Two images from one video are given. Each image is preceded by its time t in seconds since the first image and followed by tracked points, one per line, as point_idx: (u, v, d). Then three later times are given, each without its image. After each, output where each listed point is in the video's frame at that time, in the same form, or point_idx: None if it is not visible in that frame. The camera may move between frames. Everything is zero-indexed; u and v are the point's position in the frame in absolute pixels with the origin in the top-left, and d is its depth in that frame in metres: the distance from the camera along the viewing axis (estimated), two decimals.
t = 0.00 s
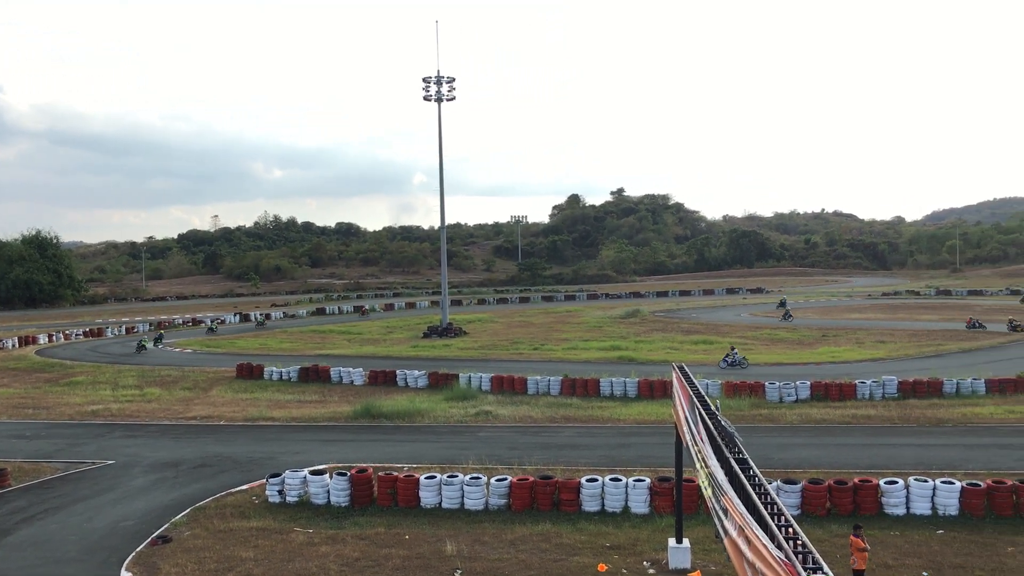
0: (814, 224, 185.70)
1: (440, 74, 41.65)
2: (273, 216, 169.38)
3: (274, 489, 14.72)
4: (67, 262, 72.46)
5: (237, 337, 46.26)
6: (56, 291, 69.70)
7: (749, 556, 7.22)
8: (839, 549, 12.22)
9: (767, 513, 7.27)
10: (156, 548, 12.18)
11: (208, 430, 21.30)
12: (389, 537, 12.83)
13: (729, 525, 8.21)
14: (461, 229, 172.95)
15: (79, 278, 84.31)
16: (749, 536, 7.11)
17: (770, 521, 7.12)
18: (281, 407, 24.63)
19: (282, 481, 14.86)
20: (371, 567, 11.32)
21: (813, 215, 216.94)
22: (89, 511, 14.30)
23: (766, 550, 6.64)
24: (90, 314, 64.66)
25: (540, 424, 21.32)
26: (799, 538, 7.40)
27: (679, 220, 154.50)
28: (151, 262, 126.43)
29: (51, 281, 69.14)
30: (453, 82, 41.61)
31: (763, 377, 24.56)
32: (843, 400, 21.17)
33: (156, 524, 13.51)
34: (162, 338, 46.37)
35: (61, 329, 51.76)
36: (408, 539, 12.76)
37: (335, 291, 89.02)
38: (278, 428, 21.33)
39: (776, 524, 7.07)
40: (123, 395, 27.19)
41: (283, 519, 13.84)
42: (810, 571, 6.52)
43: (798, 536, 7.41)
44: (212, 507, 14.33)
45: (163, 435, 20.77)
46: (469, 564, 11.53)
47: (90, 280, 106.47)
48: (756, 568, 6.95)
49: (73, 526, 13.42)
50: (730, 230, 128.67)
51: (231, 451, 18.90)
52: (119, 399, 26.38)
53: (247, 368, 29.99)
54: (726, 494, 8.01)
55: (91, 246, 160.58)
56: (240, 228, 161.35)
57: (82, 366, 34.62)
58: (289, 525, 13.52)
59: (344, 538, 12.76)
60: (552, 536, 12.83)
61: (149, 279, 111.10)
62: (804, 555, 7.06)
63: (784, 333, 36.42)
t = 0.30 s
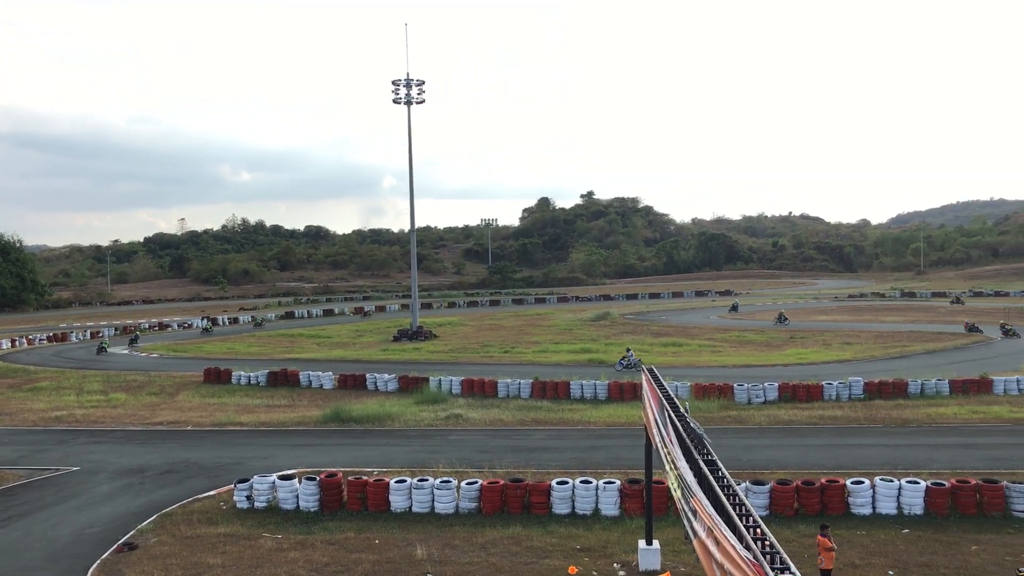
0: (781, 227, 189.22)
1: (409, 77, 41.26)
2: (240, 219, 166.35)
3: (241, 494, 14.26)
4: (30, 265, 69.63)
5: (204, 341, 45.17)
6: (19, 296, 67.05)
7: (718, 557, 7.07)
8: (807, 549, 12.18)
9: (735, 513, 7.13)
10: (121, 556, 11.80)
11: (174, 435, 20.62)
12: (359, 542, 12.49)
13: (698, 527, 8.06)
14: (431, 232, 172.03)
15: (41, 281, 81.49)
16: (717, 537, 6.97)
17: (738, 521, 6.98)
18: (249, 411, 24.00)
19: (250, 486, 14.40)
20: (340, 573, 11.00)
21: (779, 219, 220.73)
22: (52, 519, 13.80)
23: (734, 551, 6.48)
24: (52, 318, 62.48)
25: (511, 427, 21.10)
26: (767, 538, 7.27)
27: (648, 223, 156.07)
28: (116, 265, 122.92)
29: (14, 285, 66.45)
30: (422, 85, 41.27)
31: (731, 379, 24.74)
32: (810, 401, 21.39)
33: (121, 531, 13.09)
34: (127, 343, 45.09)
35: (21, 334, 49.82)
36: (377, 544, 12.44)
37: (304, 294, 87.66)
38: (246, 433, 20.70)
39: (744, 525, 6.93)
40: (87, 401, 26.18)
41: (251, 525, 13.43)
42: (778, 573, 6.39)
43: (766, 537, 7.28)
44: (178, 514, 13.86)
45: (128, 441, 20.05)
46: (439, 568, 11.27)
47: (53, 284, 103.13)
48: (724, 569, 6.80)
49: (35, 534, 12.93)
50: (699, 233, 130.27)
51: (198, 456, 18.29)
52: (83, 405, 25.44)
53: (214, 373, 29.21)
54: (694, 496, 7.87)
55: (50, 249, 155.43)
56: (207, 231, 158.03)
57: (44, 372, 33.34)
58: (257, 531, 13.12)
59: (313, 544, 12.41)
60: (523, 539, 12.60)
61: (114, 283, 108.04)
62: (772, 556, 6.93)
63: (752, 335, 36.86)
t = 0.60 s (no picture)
0: (752, 228, 191.98)
1: (380, 77, 40.80)
2: (210, 220, 163.29)
3: (212, 498, 13.92)
4: None
5: (173, 344, 44.10)
6: None
7: (690, 557, 6.95)
8: (777, 548, 12.17)
9: (706, 512, 7.04)
10: (88, 563, 11.56)
11: (142, 439, 20.03)
12: (330, 546, 12.21)
13: (669, 527, 7.93)
14: (404, 233, 170.86)
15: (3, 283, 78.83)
16: (688, 536, 6.85)
17: (709, 520, 6.88)
18: (219, 414, 23.42)
19: (220, 490, 14.08)
20: None
21: (750, 220, 223.68)
22: (17, 525, 13.47)
23: (705, 551, 6.37)
24: (16, 321, 60.46)
25: (484, 428, 20.88)
26: (737, 537, 7.18)
27: (620, 224, 157.17)
28: (82, 267, 119.55)
29: None
30: (394, 86, 40.84)
31: (702, 379, 24.88)
32: (780, 401, 21.58)
33: (89, 536, 12.83)
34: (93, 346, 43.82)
35: None
36: (349, 547, 12.16)
37: (276, 296, 86.29)
38: (216, 436, 20.17)
39: (714, 524, 6.83)
40: (53, 404, 25.34)
41: (221, 530, 13.09)
42: (748, 572, 6.30)
43: (737, 537, 7.18)
44: (147, 519, 13.52)
45: (95, 445, 19.43)
46: (411, 572, 11.04)
47: (15, 286, 99.96)
48: (695, 569, 6.68)
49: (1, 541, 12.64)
50: (670, 235, 131.53)
51: (167, 459, 17.80)
52: (49, 408, 24.62)
53: (183, 376, 28.49)
54: (665, 496, 7.76)
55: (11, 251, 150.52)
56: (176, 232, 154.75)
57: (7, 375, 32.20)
58: (227, 535, 12.80)
59: (284, 548, 12.12)
60: (496, 540, 12.39)
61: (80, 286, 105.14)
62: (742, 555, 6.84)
63: (723, 335, 37.20)
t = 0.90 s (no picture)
0: (727, 228, 193.97)
1: (356, 76, 40.32)
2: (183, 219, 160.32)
3: (185, 499, 13.54)
4: None
5: (147, 343, 43.15)
6: None
7: (665, 556, 6.85)
8: (752, 545, 12.17)
9: (681, 509, 6.94)
10: (60, 565, 11.22)
11: (115, 439, 19.50)
12: (305, 546, 11.95)
13: (644, 525, 7.83)
14: (380, 232, 169.54)
15: None
16: (663, 534, 6.75)
17: (684, 517, 6.79)
18: (193, 414, 22.92)
19: (195, 490, 13.70)
20: None
21: (725, 220, 225.93)
22: None
23: (680, 549, 6.27)
24: None
25: (460, 428, 20.68)
26: (712, 535, 7.09)
27: (597, 224, 157.80)
28: (51, 267, 116.42)
29: None
30: (370, 84, 40.40)
31: (678, 378, 24.98)
32: (755, 400, 21.74)
33: (60, 538, 12.41)
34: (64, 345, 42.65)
35: None
36: (324, 547, 11.91)
37: (251, 296, 84.97)
38: (189, 436, 19.69)
39: (689, 522, 6.74)
40: (23, 405, 24.56)
41: (196, 531, 12.76)
42: (723, 569, 6.21)
43: (711, 534, 7.09)
44: (120, 520, 13.16)
45: (66, 445, 18.88)
46: (387, 572, 10.83)
47: None
48: (670, 567, 6.59)
49: None
50: (646, 234, 132.26)
51: (140, 460, 17.35)
52: (19, 409, 23.88)
53: (156, 376, 27.82)
54: (641, 494, 7.65)
55: None
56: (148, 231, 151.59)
57: None
58: (201, 537, 12.48)
59: (259, 548, 11.85)
60: (473, 540, 12.22)
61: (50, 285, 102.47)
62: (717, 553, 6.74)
63: (699, 334, 37.44)
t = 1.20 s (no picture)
0: (710, 227, 195.13)
1: (339, 74, 39.91)
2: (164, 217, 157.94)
3: (165, 499, 13.26)
4: None
5: (127, 342, 42.40)
6: None
7: (647, 554, 6.78)
8: (734, 543, 12.17)
9: (663, 509, 6.88)
10: (40, 565, 10.95)
11: (94, 439, 19.08)
12: (287, 546, 11.75)
13: (627, 524, 7.75)
14: (363, 231, 168.39)
15: None
16: (645, 533, 6.69)
17: (666, 516, 6.73)
18: (174, 413, 22.53)
19: (175, 490, 13.42)
20: None
21: (707, 220, 227.26)
22: None
23: (663, 548, 6.20)
24: None
25: (443, 427, 20.53)
26: (694, 533, 7.03)
27: (580, 223, 158.08)
28: (27, 265, 113.95)
29: None
30: (353, 83, 40.00)
31: (661, 377, 25.02)
32: (737, 398, 21.84)
33: (38, 539, 12.10)
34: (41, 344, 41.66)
35: None
36: (306, 547, 11.72)
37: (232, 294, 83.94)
38: (170, 435, 19.34)
39: (671, 520, 6.68)
40: None
41: (176, 531, 12.49)
42: (705, 568, 6.15)
43: (693, 532, 7.03)
44: (100, 520, 12.85)
45: (44, 445, 18.45)
46: (370, 571, 10.67)
47: None
48: (652, 566, 6.52)
49: None
50: (630, 233, 132.63)
51: (120, 460, 16.99)
52: None
53: (137, 375, 27.30)
54: (624, 493, 7.57)
55: None
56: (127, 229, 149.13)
57: None
58: (182, 537, 12.23)
59: (240, 548, 11.62)
60: (455, 539, 12.10)
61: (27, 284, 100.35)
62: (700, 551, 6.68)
63: (682, 334, 37.57)
